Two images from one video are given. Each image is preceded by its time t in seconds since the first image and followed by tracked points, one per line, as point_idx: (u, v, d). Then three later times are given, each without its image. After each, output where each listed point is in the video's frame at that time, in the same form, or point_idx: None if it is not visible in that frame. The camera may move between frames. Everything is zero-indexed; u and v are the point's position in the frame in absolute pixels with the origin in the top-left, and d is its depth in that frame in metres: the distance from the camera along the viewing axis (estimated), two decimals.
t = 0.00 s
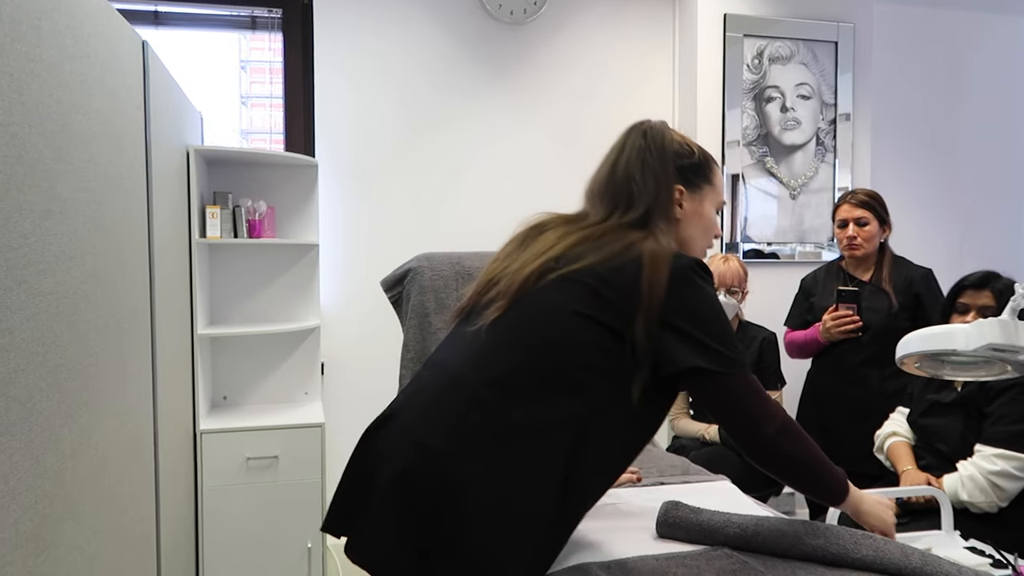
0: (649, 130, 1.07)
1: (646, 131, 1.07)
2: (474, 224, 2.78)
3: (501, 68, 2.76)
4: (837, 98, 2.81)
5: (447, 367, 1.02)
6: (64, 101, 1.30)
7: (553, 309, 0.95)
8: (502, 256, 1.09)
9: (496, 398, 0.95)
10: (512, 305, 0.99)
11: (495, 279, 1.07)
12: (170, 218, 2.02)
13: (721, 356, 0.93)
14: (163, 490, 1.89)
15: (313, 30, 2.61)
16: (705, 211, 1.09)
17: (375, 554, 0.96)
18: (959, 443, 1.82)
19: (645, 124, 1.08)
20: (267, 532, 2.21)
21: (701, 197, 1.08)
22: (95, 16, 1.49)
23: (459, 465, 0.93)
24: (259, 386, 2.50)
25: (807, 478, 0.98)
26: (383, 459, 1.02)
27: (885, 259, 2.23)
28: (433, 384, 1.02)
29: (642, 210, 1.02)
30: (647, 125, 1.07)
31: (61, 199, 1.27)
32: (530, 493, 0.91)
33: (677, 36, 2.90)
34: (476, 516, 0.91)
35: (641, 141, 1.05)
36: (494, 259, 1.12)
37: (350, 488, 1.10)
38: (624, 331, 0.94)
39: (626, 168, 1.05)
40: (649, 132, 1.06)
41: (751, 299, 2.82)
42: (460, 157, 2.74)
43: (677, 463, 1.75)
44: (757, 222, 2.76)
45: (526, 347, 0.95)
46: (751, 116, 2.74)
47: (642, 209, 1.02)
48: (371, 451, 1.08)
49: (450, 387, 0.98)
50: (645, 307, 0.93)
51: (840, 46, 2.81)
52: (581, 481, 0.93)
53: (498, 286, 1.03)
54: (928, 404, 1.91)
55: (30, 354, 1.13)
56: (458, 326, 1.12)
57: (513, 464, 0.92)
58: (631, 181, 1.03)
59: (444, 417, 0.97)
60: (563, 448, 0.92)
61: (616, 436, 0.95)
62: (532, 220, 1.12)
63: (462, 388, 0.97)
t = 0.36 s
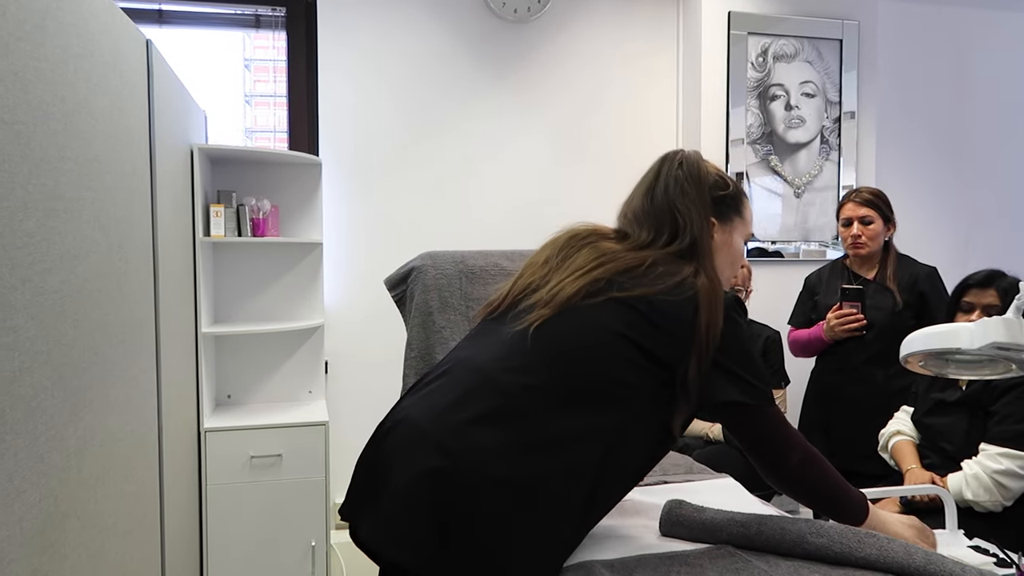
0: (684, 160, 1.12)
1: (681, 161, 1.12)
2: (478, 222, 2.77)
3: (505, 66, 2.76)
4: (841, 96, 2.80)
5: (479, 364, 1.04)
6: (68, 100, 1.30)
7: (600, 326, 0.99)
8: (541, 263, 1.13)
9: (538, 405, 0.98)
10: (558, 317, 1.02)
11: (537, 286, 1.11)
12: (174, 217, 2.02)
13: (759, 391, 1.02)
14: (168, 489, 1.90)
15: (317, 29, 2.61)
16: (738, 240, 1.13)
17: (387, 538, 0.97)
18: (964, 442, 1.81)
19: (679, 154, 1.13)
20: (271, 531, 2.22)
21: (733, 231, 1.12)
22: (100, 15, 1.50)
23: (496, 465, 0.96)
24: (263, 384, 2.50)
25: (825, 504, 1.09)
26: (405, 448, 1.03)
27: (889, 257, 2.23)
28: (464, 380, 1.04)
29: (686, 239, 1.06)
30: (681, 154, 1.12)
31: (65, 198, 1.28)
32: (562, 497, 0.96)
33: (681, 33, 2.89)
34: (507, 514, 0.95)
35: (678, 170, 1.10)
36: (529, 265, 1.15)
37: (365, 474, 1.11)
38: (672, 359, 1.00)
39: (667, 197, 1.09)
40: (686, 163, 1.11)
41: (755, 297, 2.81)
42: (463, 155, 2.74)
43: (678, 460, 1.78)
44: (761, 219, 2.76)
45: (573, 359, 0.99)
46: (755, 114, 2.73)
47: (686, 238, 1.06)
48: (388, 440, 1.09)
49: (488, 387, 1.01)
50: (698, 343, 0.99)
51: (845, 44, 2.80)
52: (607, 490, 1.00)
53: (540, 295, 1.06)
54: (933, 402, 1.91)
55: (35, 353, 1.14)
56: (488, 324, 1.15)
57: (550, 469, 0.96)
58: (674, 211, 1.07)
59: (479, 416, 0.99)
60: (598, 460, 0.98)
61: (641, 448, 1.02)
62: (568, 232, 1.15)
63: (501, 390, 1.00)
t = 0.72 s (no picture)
0: (694, 164, 1.12)
1: (692, 165, 1.11)
2: (479, 222, 2.78)
3: (506, 65, 2.76)
4: (843, 95, 2.79)
5: (484, 364, 1.05)
6: (70, 100, 1.30)
7: (606, 328, 1.00)
8: (549, 263, 1.13)
9: (543, 406, 0.99)
10: (565, 318, 1.02)
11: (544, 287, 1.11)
12: (175, 216, 2.03)
13: (767, 397, 1.01)
14: (169, 487, 1.90)
15: (319, 29, 2.61)
16: (747, 245, 1.13)
17: (389, 531, 0.98)
18: (965, 441, 1.81)
19: (690, 159, 1.13)
20: (272, 530, 2.22)
21: (741, 237, 1.12)
22: (101, 15, 1.50)
23: (500, 464, 0.96)
24: (264, 383, 2.50)
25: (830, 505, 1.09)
26: (409, 445, 1.04)
27: (890, 256, 2.22)
28: (468, 379, 1.05)
29: (696, 244, 1.06)
30: (692, 159, 1.12)
31: (66, 198, 1.28)
32: (566, 497, 0.96)
33: (682, 32, 2.89)
34: (509, 513, 0.95)
35: (689, 175, 1.10)
36: (537, 265, 1.16)
37: (368, 470, 1.12)
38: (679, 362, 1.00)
39: (677, 202, 1.08)
40: (697, 168, 1.11)
41: (756, 296, 2.81)
42: (464, 154, 2.74)
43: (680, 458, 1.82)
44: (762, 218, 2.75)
45: (579, 360, 0.99)
46: (756, 113, 2.73)
47: (695, 243, 1.06)
48: (391, 437, 1.10)
49: (493, 387, 1.01)
50: (706, 349, 0.99)
51: (846, 43, 2.80)
52: (610, 491, 1.00)
53: (548, 295, 1.06)
54: (934, 402, 1.91)
55: (36, 351, 1.14)
56: (494, 323, 1.15)
57: (554, 469, 0.96)
58: (683, 215, 1.07)
59: (483, 414, 1.00)
60: (602, 461, 0.98)
61: (645, 449, 1.02)
62: (577, 232, 1.15)
63: (505, 390, 1.00)
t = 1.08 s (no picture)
0: (691, 165, 1.12)
1: (688, 166, 1.12)
2: (476, 221, 2.78)
3: (503, 65, 2.76)
4: (839, 95, 2.80)
5: (480, 364, 1.05)
6: (66, 99, 1.30)
7: (601, 328, 1.00)
8: (545, 263, 1.14)
9: (539, 406, 0.99)
10: (562, 318, 1.02)
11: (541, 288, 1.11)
12: (172, 215, 2.02)
13: (763, 398, 1.02)
14: (166, 487, 1.90)
15: (316, 28, 2.61)
16: (743, 245, 1.13)
17: (385, 531, 0.98)
18: (961, 441, 1.82)
19: (686, 159, 1.13)
20: (269, 530, 2.22)
21: (738, 237, 1.12)
22: (98, 14, 1.50)
23: (496, 464, 0.96)
24: (261, 383, 2.50)
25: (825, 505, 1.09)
26: (405, 445, 1.04)
27: (886, 256, 2.23)
28: (464, 379, 1.05)
29: (692, 244, 1.06)
30: (688, 159, 1.13)
31: (63, 197, 1.28)
32: (562, 497, 0.96)
33: (680, 32, 2.89)
34: (505, 514, 0.95)
35: (685, 175, 1.10)
36: (534, 265, 1.16)
37: (364, 469, 1.12)
38: (675, 363, 1.00)
39: (673, 202, 1.09)
40: (693, 168, 1.11)
41: (753, 296, 2.82)
42: (462, 154, 2.74)
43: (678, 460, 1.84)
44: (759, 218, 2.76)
45: (576, 361, 0.99)
46: (753, 113, 2.73)
47: (692, 243, 1.06)
48: (387, 436, 1.10)
49: (489, 387, 1.01)
50: (702, 350, 0.99)
51: (843, 43, 2.80)
52: (607, 490, 1.00)
53: (544, 295, 1.07)
54: (930, 402, 1.91)
55: (33, 351, 1.14)
56: (490, 322, 1.15)
57: (550, 469, 0.96)
58: (679, 215, 1.08)
59: (479, 415, 1.00)
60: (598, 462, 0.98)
61: (641, 449, 1.02)
62: (575, 233, 1.15)
63: (501, 391, 1.00)
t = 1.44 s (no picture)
0: (693, 167, 1.12)
1: (691, 167, 1.11)
2: (477, 222, 2.78)
3: (503, 65, 2.76)
4: (840, 95, 2.80)
5: (482, 364, 1.05)
6: (67, 99, 1.30)
7: (606, 331, 0.99)
8: (551, 267, 1.13)
9: (542, 408, 0.99)
10: (568, 324, 1.01)
11: (546, 293, 1.10)
12: (172, 215, 2.02)
13: (767, 401, 1.02)
14: (166, 487, 1.90)
15: (316, 28, 2.61)
16: (746, 247, 1.13)
17: (387, 530, 0.98)
18: (962, 441, 1.81)
19: (688, 161, 1.13)
20: (269, 529, 2.22)
21: (742, 238, 1.12)
22: (98, 13, 1.50)
23: (499, 466, 0.96)
24: (261, 382, 2.50)
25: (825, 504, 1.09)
26: (406, 445, 1.04)
27: (888, 256, 2.23)
28: (466, 379, 1.05)
29: (699, 249, 1.05)
30: (690, 161, 1.12)
31: (64, 196, 1.28)
32: (565, 499, 0.96)
33: (680, 32, 2.89)
34: (507, 515, 0.95)
35: (688, 178, 1.10)
36: (539, 268, 1.15)
37: (366, 467, 1.12)
38: (680, 366, 0.99)
39: (677, 206, 1.08)
40: (695, 170, 1.11)
41: (754, 296, 2.81)
42: (463, 154, 2.74)
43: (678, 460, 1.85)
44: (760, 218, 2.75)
45: (579, 362, 0.99)
46: (754, 113, 2.73)
47: (699, 248, 1.05)
48: (389, 435, 1.10)
49: (491, 389, 1.01)
50: (709, 353, 0.99)
51: (844, 42, 2.80)
52: (610, 492, 1.00)
53: (549, 301, 1.06)
54: (932, 402, 1.91)
55: (33, 350, 1.14)
56: (494, 324, 1.14)
57: (553, 471, 0.96)
58: (685, 219, 1.07)
59: (482, 415, 1.00)
60: (602, 463, 0.98)
61: (644, 452, 1.02)
62: (580, 236, 1.14)
63: (504, 391, 1.00)
